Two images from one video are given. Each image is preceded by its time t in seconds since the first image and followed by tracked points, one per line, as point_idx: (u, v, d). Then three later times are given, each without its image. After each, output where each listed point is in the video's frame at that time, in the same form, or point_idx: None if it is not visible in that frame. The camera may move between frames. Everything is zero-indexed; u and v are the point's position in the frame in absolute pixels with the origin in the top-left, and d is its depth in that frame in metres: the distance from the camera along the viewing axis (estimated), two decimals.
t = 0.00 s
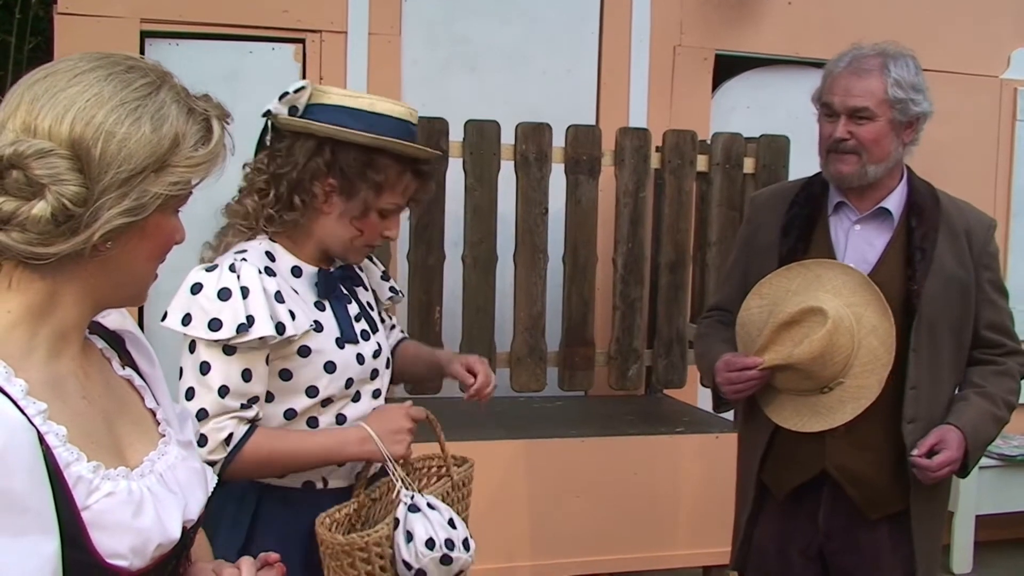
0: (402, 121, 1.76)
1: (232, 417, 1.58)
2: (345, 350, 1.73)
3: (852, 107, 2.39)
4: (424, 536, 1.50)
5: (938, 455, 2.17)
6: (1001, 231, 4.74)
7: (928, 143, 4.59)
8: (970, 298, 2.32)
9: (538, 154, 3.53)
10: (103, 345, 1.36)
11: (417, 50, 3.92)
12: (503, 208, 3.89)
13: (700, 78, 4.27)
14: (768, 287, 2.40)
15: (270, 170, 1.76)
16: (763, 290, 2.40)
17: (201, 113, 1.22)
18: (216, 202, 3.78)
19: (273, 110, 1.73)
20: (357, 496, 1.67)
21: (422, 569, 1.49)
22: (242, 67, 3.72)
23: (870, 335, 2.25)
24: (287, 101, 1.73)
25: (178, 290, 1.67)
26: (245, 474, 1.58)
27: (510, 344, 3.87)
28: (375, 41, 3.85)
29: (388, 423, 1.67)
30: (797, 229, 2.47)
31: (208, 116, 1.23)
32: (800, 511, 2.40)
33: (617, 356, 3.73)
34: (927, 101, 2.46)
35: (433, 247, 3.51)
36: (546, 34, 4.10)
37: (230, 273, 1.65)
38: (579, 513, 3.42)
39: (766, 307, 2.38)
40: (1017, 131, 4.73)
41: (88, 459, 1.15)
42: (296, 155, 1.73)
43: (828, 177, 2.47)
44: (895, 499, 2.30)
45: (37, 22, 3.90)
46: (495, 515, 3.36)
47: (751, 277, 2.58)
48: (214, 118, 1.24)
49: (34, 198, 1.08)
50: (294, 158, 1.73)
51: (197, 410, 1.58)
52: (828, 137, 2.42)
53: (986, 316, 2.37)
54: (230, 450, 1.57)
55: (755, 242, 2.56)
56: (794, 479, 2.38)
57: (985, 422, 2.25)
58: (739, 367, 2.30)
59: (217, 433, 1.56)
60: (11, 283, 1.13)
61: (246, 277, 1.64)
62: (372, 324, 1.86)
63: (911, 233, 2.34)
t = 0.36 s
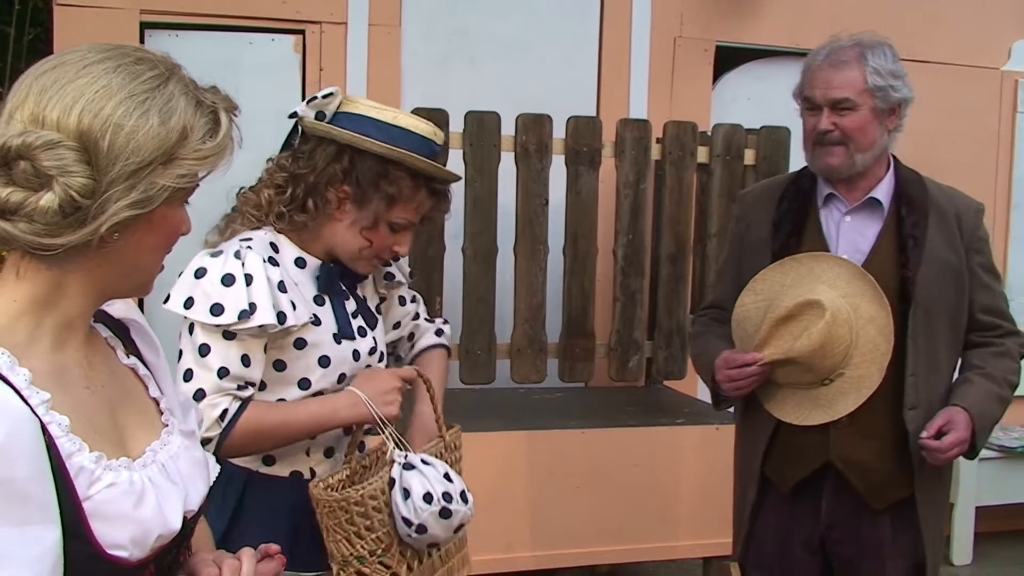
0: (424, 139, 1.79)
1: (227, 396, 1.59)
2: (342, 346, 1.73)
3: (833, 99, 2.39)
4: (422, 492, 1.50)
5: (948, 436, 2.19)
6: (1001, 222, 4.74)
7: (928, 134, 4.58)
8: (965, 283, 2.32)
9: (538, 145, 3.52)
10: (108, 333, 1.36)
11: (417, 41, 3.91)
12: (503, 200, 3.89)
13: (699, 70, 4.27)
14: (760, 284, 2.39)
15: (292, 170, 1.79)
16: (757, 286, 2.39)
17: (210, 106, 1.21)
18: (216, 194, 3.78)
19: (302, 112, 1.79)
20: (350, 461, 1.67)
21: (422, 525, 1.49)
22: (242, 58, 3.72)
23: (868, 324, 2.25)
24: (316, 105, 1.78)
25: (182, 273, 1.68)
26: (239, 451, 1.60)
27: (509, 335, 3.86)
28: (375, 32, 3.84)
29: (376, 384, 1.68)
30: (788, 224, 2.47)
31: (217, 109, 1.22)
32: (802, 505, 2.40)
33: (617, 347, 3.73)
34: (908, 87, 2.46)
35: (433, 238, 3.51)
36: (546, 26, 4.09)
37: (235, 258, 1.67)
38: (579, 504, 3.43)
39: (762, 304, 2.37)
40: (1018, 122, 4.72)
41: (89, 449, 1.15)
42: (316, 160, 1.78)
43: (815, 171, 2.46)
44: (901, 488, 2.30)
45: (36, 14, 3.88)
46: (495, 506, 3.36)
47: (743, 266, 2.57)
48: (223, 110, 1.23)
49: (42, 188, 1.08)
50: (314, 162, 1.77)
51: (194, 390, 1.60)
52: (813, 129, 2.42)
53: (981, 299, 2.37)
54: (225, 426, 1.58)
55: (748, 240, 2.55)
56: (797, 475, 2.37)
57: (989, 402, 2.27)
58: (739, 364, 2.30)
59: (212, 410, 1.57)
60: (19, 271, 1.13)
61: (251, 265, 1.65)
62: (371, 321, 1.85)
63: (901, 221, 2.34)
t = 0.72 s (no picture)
0: (403, 133, 1.75)
1: (205, 404, 1.61)
2: (320, 347, 1.72)
3: (804, 96, 2.42)
4: (402, 517, 1.50)
5: (947, 421, 2.24)
6: (1000, 220, 4.74)
7: (926, 132, 4.58)
8: (945, 272, 2.39)
9: (536, 145, 3.52)
10: (114, 334, 1.36)
11: (415, 41, 3.91)
12: (502, 199, 3.89)
13: (698, 69, 4.26)
14: (761, 280, 2.36)
15: (269, 166, 1.77)
16: (757, 283, 2.36)
17: (244, 128, 1.21)
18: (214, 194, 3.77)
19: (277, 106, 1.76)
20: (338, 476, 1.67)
21: (403, 549, 1.50)
22: (241, 58, 3.72)
23: (876, 315, 2.28)
24: (291, 98, 1.74)
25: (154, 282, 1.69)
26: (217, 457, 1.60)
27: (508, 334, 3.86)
28: (373, 32, 3.84)
29: (365, 400, 1.67)
30: (774, 218, 2.43)
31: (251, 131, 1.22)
32: (802, 502, 2.35)
33: (616, 346, 3.73)
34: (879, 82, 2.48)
35: (432, 238, 3.51)
36: (544, 26, 4.10)
37: (202, 265, 1.67)
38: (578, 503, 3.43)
39: (763, 301, 2.35)
40: (1016, 120, 4.71)
41: (83, 452, 1.15)
42: (293, 154, 1.76)
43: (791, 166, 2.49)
44: (902, 475, 2.31)
45: (34, 14, 3.86)
46: (495, 506, 3.36)
47: (726, 261, 2.52)
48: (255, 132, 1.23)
49: (77, 200, 1.07)
50: (290, 157, 1.75)
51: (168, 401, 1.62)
52: (784, 128, 2.45)
53: (960, 289, 2.44)
54: (204, 434, 1.58)
55: (730, 240, 2.50)
56: (801, 469, 2.32)
57: (976, 388, 2.32)
58: (751, 358, 2.25)
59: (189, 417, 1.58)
60: (39, 272, 1.13)
61: (217, 269, 1.66)
62: (359, 318, 1.83)
63: (885, 212, 2.38)
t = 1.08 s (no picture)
0: (334, 96, 1.78)
1: (216, 423, 1.68)
2: (325, 351, 1.78)
3: (800, 106, 2.43)
4: (386, 521, 1.53)
5: (927, 437, 2.22)
6: (1005, 225, 4.73)
7: (929, 137, 4.58)
8: (942, 281, 2.36)
9: (541, 151, 3.53)
10: (59, 350, 1.41)
11: (419, 48, 3.93)
12: (507, 206, 3.89)
13: (701, 75, 4.26)
14: (747, 288, 2.40)
15: (231, 189, 1.81)
16: (743, 291, 2.40)
17: (195, 147, 1.31)
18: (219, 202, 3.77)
19: (212, 133, 1.79)
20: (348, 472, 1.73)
21: (384, 551, 1.54)
22: (245, 66, 3.71)
23: (853, 332, 2.29)
24: (220, 120, 1.78)
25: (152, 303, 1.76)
26: (236, 472, 1.69)
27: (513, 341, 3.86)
28: (377, 39, 3.85)
29: (375, 403, 1.72)
30: (768, 222, 2.45)
31: (201, 150, 1.32)
32: (788, 506, 2.39)
33: (621, 352, 3.72)
34: (880, 92, 2.48)
35: (437, 244, 3.51)
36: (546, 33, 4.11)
37: (200, 283, 1.73)
38: (582, 510, 3.43)
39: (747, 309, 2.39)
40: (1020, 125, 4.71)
41: (34, 459, 1.21)
42: (248, 169, 1.79)
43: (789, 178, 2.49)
44: (883, 485, 2.32)
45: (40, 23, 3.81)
46: (500, 513, 3.36)
47: (722, 259, 2.54)
48: (206, 152, 1.33)
49: (36, 207, 1.17)
50: (248, 172, 1.79)
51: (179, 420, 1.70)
52: (780, 136, 2.47)
53: (959, 297, 2.42)
54: (216, 455, 1.67)
55: (727, 240, 2.52)
56: (783, 472, 2.36)
57: (966, 401, 2.31)
58: (725, 369, 2.31)
59: (202, 441, 1.66)
60: None
61: (214, 285, 1.72)
62: (359, 319, 1.90)
63: (880, 218, 2.37)
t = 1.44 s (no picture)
0: (296, 89, 1.82)
1: (221, 438, 1.69)
2: (326, 354, 1.79)
3: (832, 96, 2.45)
4: (409, 526, 1.56)
5: (901, 457, 2.21)
6: (1006, 231, 4.74)
7: (930, 143, 4.59)
8: (954, 297, 2.31)
9: (541, 157, 3.53)
10: None
11: (419, 54, 3.94)
12: (508, 211, 3.89)
13: (702, 81, 4.27)
14: (749, 281, 2.46)
15: (226, 214, 1.82)
16: (746, 283, 2.47)
17: (90, 115, 1.32)
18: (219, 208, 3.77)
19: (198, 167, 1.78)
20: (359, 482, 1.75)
21: (412, 556, 1.56)
22: (246, 72, 3.71)
23: (834, 332, 2.29)
24: (201, 151, 1.78)
25: (150, 318, 1.77)
26: (241, 485, 1.71)
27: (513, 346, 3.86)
28: (378, 45, 3.85)
29: (372, 412, 1.76)
30: (784, 222, 2.54)
31: (97, 117, 1.33)
32: (774, 503, 2.47)
33: (622, 358, 3.72)
34: (920, 99, 2.44)
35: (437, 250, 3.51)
36: (546, 39, 4.11)
37: (197, 295, 1.74)
38: (583, 517, 3.43)
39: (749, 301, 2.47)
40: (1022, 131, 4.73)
41: None
42: (242, 187, 1.81)
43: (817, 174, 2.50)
44: (866, 495, 2.32)
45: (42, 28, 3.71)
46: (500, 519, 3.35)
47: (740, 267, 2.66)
48: (102, 117, 1.35)
49: None
50: (243, 190, 1.81)
51: (181, 435, 1.70)
52: (811, 124, 2.50)
53: (974, 317, 2.34)
54: (221, 470, 1.69)
55: (742, 239, 2.66)
56: (762, 469, 2.45)
57: (959, 425, 2.26)
58: (707, 356, 2.41)
59: (206, 459, 1.67)
60: None
61: (211, 297, 1.73)
62: (361, 319, 1.91)
63: (894, 229, 2.34)
